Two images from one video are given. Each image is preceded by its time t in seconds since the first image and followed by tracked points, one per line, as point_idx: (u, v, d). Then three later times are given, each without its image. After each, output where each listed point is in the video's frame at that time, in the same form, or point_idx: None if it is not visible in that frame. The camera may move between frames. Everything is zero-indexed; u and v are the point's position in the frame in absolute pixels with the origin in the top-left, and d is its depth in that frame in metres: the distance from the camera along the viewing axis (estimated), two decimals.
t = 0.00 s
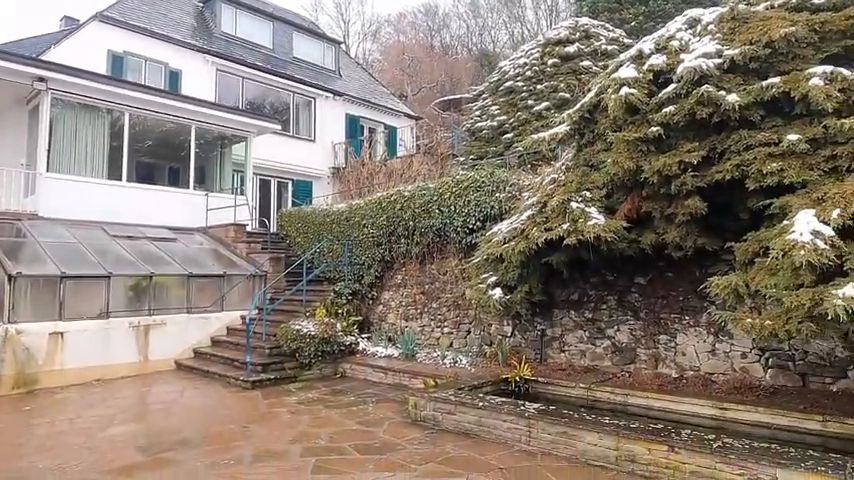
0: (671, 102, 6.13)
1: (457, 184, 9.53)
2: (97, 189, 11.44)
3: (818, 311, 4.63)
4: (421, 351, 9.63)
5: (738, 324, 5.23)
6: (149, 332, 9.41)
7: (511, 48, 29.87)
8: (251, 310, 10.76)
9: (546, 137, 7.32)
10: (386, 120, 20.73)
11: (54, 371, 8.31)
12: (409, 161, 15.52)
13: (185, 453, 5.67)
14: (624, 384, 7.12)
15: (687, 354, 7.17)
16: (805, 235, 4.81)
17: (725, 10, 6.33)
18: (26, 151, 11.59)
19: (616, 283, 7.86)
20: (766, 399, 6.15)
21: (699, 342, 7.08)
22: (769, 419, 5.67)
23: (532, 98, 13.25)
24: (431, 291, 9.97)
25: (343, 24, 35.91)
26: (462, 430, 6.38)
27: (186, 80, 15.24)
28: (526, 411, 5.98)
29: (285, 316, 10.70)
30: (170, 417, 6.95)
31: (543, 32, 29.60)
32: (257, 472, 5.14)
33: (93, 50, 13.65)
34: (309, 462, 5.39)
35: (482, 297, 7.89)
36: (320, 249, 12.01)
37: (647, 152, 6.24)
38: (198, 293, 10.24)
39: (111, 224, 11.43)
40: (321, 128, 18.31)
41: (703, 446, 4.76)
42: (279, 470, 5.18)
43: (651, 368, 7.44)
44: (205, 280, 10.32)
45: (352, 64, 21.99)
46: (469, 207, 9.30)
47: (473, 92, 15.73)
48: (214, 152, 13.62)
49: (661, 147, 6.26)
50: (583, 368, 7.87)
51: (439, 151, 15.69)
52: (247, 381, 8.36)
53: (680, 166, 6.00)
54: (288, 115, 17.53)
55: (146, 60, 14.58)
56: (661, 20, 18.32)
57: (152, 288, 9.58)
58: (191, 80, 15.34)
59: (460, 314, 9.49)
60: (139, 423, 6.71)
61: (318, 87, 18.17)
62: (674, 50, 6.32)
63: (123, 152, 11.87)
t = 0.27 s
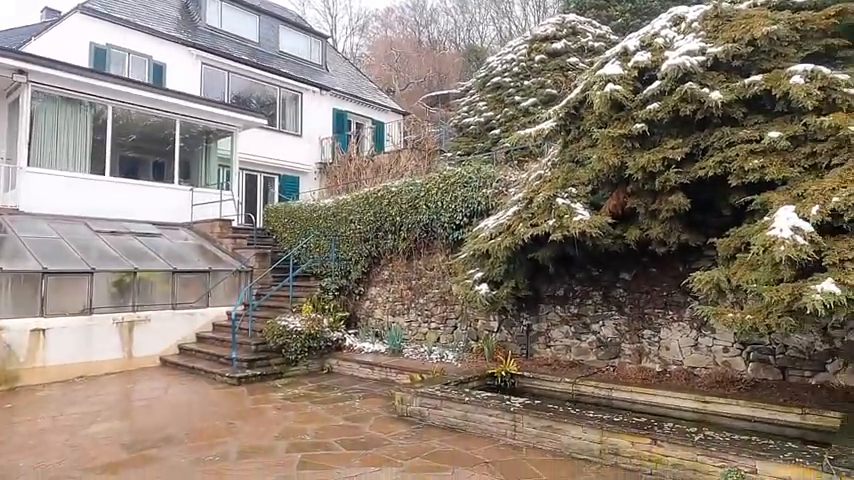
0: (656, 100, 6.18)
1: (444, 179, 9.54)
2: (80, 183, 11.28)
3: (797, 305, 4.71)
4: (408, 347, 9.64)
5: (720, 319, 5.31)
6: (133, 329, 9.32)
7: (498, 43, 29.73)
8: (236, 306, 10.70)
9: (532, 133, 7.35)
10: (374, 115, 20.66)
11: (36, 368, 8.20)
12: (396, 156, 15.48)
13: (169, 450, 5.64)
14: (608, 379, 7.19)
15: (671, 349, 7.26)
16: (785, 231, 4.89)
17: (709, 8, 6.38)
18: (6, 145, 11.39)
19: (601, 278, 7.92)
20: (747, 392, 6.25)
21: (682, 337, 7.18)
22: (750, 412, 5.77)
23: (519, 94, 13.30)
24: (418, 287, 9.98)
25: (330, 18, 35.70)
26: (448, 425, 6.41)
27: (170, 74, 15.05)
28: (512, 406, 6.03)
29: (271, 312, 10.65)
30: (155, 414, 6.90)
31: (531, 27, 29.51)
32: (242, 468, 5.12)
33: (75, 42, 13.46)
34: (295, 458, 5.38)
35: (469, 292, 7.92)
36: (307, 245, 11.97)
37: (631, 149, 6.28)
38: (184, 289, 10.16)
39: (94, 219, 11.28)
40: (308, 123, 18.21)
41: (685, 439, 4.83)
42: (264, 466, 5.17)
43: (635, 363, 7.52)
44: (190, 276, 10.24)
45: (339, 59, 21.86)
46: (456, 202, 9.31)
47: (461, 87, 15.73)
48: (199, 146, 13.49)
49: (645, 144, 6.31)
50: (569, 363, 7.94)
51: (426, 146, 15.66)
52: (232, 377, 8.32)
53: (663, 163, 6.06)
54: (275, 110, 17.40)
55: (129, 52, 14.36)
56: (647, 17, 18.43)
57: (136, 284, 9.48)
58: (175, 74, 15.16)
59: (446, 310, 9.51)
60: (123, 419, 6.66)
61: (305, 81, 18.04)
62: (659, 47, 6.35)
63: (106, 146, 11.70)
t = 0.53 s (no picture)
0: (636, 96, 6.23)
1: (427, 174, 9.54)
2: (56, 177, 11.05)
3: (771, 299, 4.81)
4: (390, 341, 9.65)
5: (697, 312, 5.39)
6: (111, 324, 9.19)
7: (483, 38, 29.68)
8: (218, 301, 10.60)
9: (515, 128, 7.37)
10: (357, 109, 20.55)
11: (11, 365, 8.05)
12: (380, 151, 15.41)
13: (149, 446, 5.58)
14: (589, 372, 7.28)
15: (650, 342, 7.37)
16: (760, 226, 4.98)
17: (688, 5, 6.45)
18: None
19: (582, 273, 8.00)
20: (724, 384, 6.36)
21: (661, 330, 7.28)
22: (726, 403, 5.88)
23: (502, 89, 13.34)
24: (401, 282, 9.99)
25: (314, 11, 35.41)
26: (430, 418, 6.44)
27: (149, 66, 14.81)
28: (493, 399, 6.07)
29: (253, 307, 10.58)
30: (134, 410, 6.82)
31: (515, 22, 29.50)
32: (223, 464, 5.10)
33: (50, 32, 13.17)
34: (276, 453, 5.37)
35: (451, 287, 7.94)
36: (289, 240, 11.89)
37: (612, 145, 6.34)
38: (163, 284, 10.04)
39: (71, 213, 11.08)
40: (291, 116, 18.05)
41: (663, 431, 4.91)
42: (245, 462, 5.15)
43: (615, 356, 7.62)
44: (170, 271, 10.11)
45: (322, 52, 21.69)
46: (439, 197, 9.32)
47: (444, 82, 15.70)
48: (179, 140, 13.30)
49: (625, 139, 6.36)
50: (550, 357, 8.01)
51: (410, 141, 15.62)
52: (213, 373, 8.25)
53: (643, 158, 6.12)
54: (257, 103, 17.21)
55: (107, 44, 14.10)
56: (630, 13, 18.54)
57: (115, 279, 9.34)
58: (155, 66, 14.91)
59: (430, 304, 9.54)
60: (101, 416, 6.57)
61: (288, 75, 17.87)
62: (639, 44, 6.41)
63: (84, 139, 11.46)
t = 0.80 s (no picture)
0: (618, 93, 6.28)
1: (412, 170, 9.54)
2: (34, 171, 10.85)
3: (749, 294, 4.90)
4: (375, 337, 9.65)
5: (677, 307, 5.47)
6: (91, 321, 9.07)
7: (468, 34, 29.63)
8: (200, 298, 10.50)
9: (498, 125, 7.39)
10: (342, 104, 20.44)
11: None
12: (365, 146, 15.36)
13: (129, 444, 5.53)
14: (572, 366, 7.35)
15: (631, 337, 7.46)
16: (738, 223, 5.06)
17: (670, 4, 6.51)
18: None
19: (565, 268, 8.07)
20: (703, 378, 6.47)
21: (642, 325, 7.38)
22: (705, 396, 5.99)
23: (487, 85, 13.38)
24: (386, 278, 9.98)
25: (298, 5, 35.11)
26: (414, 414, 6.46)
27: (130, 59, 14.58)
28: (477, 394, 6.11)
29: (236, 303, 10.51)
30: (115, 408, 6.75)
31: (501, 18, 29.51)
32: (205, 461, 5.07)
33: (27, 23, 12.89)
34: (259, 450, 5.35)
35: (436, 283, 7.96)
36: (273, 235, 11.82)
37: (594, 141, 6.38)
38: (145, 280, 9.93)
39: (50, 208, 10.89)
40: (275, 111, 17.91)
41: (643, 424, 4.98)
42: (227, 458, 5.13)
43: (597, 351, 7.70)
44: (151, 267, 10.00)
45: (307, 46, 21.52)
46: (423, 193, 9.32)
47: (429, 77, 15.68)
48: (161, 134, 13.13)
49: (607, 136, 6.41)
50: (533, 352, 8.08)
51: (395, 137, 15.58)
52: (196, 370, 8.19)
53: (625, 155, 6.18)
54: (240, 98, 17.04)
55: (86, 36, 13.86)
56: (614, 11, 18.63)
57: (95, 276, 9.21)
58: (135, 59, 14.69)
59: (414, 300, 9.55)
60: (81, 414, 6.49)
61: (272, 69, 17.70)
62: (621, 42, 6.46)
63: (62, 133, 11.26)
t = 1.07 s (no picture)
0: (590, 89, 6.35)
1: (387, 163, 9.51)
2: None
3: (714, 286, 5.03)
4: (349, 331, 9.61)
5: (645, 299, 5.58)
6: (57, 317, 8.83)
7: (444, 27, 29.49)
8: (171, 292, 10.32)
9: (473, 119, 7.41)
10: (317, 96, 20.21)
11: None
12: (340, 139, 15.22)
13: (97, 441, 5.41)
14: (544, 358, 7.45)
15: (602, 329, 7.59)
16: (704, 217, 5.18)
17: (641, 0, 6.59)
18: None
19: (538, 262, 8.15)
20: (671, 368, 6.63)
21: (613, 317, 7.52)
22: (672, 386, 6.13)
23: (462, 79, 13.41)
24: (360, 272, 9.95)
25: None
26: (388, 407, 6.47)
27: (96, 47, 14.17)
28: (450, 386, 6.15)
29: (208, 298, 10.35)
30: (82, 404, 6.60)
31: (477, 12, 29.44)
32: (175, 457, 5.00)
33: None
34: (231, 445, 5.30)
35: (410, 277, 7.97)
36: (245, 229, 11.66)
37: (566, 136, 6.44)
38: (113, 274, 9.70)
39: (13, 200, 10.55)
40: (247, 102, 17.62)
41: (612, 414, 5.08)
42: (198, 454, 5.07)
43: (569, 343, 7.82)
44: (120, 261, 9.77)
45: (280, 37, 21.20)
46: (398, 187, 9.30)
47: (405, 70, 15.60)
48: (129, 125, 12.81)
49: (579, 131, 6.48)
50: (507, 344, 8.16)
51: (370, 130, 15.47)
52: (166, 365, 8.05)
53: (596, 150, 6.26)
54: (212, 88, 16.72)
55: (49, 22, 13.46)
56: (588, 6, 18.75)
57: (60, 270, 8.96)
58: (102, 47, 14.27)
59: (389, 294, 9.55)
60: (46, 411, 6.33)
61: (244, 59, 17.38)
62: (594, 38, 6.52)
63: (25, 122, 10.92)
